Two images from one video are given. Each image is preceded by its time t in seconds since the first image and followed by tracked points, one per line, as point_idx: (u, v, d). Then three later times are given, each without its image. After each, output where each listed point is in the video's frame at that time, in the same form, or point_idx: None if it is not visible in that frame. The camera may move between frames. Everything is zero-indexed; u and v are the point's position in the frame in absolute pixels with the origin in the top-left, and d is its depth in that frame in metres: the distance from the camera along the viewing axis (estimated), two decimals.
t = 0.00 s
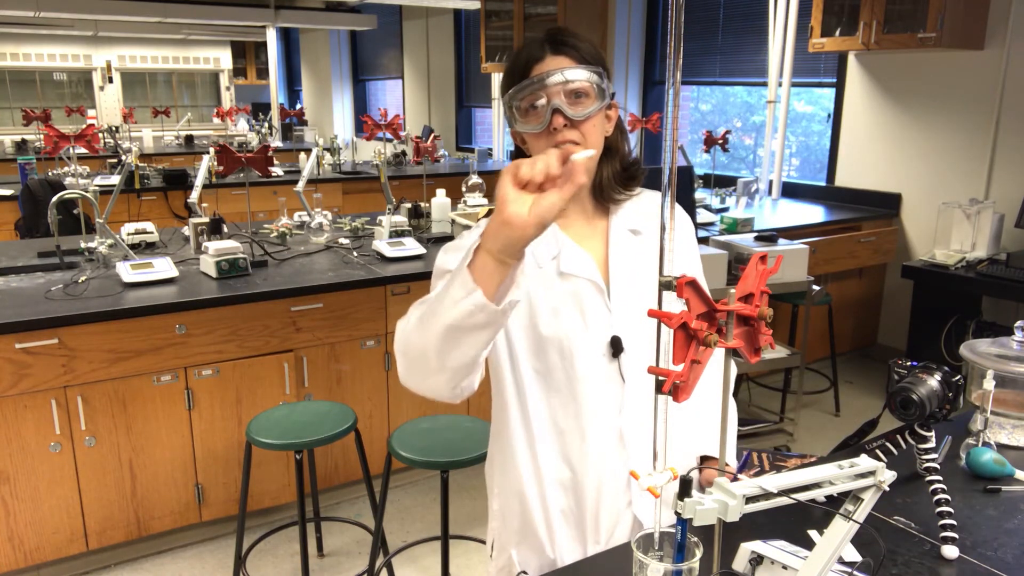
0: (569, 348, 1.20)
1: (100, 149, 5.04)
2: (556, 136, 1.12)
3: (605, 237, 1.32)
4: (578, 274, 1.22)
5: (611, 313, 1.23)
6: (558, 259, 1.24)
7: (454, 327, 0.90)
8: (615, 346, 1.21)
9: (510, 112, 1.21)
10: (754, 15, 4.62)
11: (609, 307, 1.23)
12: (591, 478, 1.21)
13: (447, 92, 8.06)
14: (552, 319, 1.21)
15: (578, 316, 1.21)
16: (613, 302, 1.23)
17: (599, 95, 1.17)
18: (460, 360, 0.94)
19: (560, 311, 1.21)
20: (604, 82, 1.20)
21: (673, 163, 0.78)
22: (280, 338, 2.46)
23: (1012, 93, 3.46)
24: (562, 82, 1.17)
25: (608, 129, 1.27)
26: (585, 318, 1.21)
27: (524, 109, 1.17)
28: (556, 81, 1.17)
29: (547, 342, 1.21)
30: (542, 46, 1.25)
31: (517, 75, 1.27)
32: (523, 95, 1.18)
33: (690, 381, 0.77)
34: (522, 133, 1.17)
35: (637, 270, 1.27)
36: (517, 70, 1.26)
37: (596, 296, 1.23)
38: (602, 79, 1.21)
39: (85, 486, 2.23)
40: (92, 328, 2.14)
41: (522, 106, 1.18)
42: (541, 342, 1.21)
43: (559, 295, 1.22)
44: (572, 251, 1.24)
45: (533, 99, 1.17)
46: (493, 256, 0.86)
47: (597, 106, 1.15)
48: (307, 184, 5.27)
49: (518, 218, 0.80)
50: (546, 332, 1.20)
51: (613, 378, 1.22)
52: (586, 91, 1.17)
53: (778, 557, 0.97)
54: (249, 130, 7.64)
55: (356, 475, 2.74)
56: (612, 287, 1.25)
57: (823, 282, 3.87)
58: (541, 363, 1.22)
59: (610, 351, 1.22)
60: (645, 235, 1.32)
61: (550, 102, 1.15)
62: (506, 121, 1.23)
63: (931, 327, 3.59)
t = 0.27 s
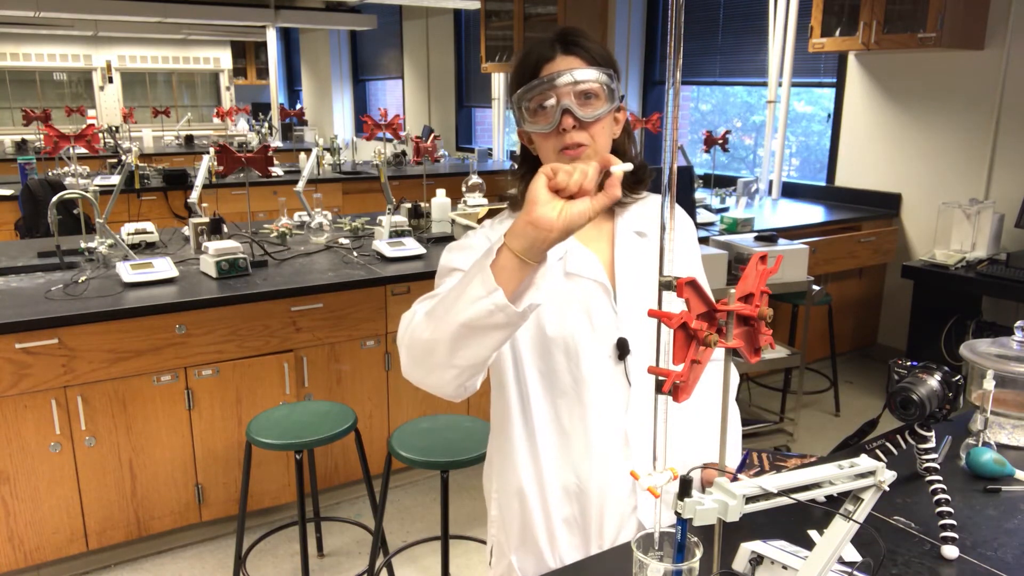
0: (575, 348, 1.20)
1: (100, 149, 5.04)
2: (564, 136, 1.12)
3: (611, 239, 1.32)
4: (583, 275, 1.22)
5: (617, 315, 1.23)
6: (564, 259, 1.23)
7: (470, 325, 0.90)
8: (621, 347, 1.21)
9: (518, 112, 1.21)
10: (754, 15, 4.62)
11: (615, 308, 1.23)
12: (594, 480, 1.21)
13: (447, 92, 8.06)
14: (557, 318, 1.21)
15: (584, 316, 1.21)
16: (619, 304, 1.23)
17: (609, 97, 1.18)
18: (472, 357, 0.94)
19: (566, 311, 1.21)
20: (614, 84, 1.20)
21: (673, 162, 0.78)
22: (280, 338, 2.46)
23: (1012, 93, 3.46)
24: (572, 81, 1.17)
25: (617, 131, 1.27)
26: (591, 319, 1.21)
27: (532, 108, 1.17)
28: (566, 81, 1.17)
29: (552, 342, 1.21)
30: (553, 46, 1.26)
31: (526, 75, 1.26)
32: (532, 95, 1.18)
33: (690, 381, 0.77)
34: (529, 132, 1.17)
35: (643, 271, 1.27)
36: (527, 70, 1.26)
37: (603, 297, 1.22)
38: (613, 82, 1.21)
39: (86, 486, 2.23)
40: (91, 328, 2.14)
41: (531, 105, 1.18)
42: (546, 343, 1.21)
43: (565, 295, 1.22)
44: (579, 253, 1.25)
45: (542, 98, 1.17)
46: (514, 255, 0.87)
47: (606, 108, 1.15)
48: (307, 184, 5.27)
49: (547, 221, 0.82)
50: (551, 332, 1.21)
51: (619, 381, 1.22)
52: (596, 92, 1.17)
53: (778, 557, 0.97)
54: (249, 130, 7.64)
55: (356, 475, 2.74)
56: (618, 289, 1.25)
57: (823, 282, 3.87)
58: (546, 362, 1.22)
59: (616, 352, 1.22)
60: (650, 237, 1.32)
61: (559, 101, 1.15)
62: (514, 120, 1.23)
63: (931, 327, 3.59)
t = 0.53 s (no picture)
0: (575, 352, 1.20)
1: (100, 149, 5.03)
2: (568, 137, 1.13)
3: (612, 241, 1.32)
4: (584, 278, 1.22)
5: (618, 319, 1.23)
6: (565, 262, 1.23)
7: (469, 333, 0.90)
8: (621, 351, 1.21)
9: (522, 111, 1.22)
10: (754, 15, 4.62)
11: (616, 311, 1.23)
12: (593, 484, 1.21)
13: (447, 92, 8.06)
14: (557, 322, 1.21)
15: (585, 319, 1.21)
16: (619, 307, 1.23)
17: (613, 97, 1.17)
18: (471, 365, 0.94)
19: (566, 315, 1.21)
20: (618, 84, 1.20)
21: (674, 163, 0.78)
22: (279, 338, 2.46)
23: (1012, 93, 3.46)
24: (576, 80, 1.17)
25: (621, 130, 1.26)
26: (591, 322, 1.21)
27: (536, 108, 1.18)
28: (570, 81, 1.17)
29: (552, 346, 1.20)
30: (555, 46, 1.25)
31: (529, 75, 1.26)
32: (535, 94, 1.18)
33: (690, 381, 0.77)
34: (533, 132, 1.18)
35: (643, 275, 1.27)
36: (530, 70, 1.26)
37: (604, 301, 1.22)
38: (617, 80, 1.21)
39: (86, 487, 2.23)
40: (91, 328, 2.14)
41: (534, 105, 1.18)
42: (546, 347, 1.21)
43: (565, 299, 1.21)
44: (579, 255, 1.25)
45: (545, 98, 1.17)
46: (517, 262, 0.87)
47: (611, 107, 1.15)
48: (307, 184, 5.27)
49: (551, 231, 0.82)
50: (551, 336, 1.20)
51: (620, 384, 1.22)
52: (601, 92, 1.17)
53: (778, 557, 0.97)
54: (249, 130, 7.64)
55: (356, 475, 2.74)
56: (618, 292, 1.25)
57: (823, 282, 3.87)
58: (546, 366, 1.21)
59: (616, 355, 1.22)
60: (651, 240, 1.32)
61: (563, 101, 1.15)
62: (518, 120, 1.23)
63: (931, 326, 3.59)
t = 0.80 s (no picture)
0: (575, 354, 1.20)
1: (100, 149, 5.04)
2: (567, 139, 1.13)
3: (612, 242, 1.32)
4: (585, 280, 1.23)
5: (618, 320, 1.23)
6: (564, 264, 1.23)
7: (463, 340, 0.90)
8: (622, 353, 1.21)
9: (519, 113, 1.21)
10: (754, 15, 4.62)
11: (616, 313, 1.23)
12: (594, 486, 1.21)
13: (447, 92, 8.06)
14: (557, 325, 1.21)
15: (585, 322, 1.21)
16: (620, 309, 1.23)
17: (611, 98, 1.18)
18: (466, 372, 0.94)
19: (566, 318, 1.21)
20: (616, 84, 1.20)
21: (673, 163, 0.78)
22: (279, 338, 2.46)
23: (1011, 93, 3.46)
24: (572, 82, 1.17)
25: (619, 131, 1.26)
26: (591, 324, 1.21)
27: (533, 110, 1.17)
28: (566, 82, 1.17)
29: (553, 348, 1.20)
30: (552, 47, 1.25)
31: (527, 76, 1.26)
32: (532, 96, 1.18)
33: (690, 381, 0.77)
34: (531, 134, 1.17)
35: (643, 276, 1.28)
36: (528, 71, 1.26)
37: (604, 302, 1.23)
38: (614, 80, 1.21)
39: (86, 486, 2.23)
40: (91, 328, 2.14)
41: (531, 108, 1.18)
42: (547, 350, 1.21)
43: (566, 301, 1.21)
44: (579, 257, 1.25)
45: (542, 100, 1.17)
46: (511, 269, 0.87)
47: (608, 108, 1.15)
48: (307, 184, 5.27)
49: (544, 237, 0.82)
50: (552, 339, 1.20)
51: (621, 386, 1.22)
52: (598, 93, 1.17)
53: (778, 557, 0.97)
54: (249, 130, 7.64)
55: (356, 475, 2.74)
56: (618, 293, 1.25)
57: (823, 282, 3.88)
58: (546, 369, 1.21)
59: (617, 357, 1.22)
60: (651, 241, 1.32)
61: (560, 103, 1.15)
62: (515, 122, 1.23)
63: (931, 326, 3.59)
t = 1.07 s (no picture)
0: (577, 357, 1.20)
1: (100, 149, 5.04)
2: (574, 152, 1.14)
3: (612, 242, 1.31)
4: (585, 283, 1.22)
5: (619, 322, 1.23)
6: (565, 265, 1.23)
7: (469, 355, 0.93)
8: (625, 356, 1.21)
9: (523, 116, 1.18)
10: (753, 15, 4.62)
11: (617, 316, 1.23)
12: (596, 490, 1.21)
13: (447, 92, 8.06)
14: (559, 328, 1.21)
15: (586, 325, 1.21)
16: (622, 311, 1.23)
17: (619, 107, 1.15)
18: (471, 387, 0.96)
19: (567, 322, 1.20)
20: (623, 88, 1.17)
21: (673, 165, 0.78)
22: (279, 338, 2.46)
23: (1011, 93, 3.46)
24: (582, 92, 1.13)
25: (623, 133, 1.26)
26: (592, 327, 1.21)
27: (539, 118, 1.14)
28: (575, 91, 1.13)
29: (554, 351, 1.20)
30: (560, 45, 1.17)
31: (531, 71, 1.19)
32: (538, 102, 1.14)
33: (690, 381, 0.77)
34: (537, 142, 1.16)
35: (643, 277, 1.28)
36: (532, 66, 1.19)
37: (605, 304, 1.22)
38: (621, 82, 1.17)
39: (86, 486, 2.23)
40: (91, 327, 2.14)
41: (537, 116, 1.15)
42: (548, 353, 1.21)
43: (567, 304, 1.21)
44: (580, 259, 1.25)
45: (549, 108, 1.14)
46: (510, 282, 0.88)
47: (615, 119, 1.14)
48: (307, 184, 5.27)
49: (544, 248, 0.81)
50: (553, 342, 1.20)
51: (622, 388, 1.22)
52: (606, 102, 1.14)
53: (778, 557, 0.97)
54: (249, 130, 7.64)
55: (356, 475, 2.74)
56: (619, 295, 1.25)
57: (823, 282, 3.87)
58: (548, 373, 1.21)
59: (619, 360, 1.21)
60: (651, 242, 1.32)
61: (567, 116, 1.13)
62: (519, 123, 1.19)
63: (931, 326, 3.59)
